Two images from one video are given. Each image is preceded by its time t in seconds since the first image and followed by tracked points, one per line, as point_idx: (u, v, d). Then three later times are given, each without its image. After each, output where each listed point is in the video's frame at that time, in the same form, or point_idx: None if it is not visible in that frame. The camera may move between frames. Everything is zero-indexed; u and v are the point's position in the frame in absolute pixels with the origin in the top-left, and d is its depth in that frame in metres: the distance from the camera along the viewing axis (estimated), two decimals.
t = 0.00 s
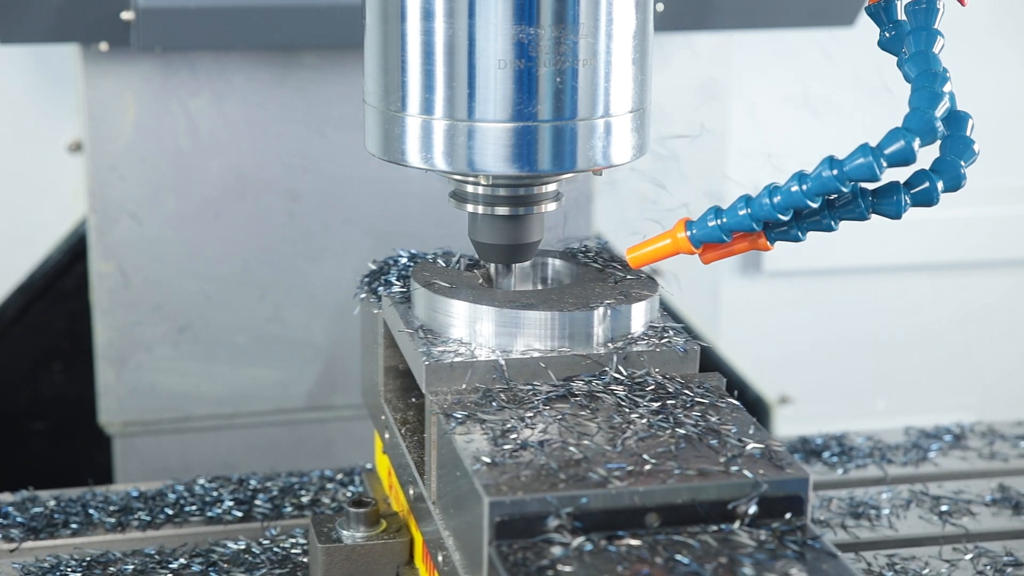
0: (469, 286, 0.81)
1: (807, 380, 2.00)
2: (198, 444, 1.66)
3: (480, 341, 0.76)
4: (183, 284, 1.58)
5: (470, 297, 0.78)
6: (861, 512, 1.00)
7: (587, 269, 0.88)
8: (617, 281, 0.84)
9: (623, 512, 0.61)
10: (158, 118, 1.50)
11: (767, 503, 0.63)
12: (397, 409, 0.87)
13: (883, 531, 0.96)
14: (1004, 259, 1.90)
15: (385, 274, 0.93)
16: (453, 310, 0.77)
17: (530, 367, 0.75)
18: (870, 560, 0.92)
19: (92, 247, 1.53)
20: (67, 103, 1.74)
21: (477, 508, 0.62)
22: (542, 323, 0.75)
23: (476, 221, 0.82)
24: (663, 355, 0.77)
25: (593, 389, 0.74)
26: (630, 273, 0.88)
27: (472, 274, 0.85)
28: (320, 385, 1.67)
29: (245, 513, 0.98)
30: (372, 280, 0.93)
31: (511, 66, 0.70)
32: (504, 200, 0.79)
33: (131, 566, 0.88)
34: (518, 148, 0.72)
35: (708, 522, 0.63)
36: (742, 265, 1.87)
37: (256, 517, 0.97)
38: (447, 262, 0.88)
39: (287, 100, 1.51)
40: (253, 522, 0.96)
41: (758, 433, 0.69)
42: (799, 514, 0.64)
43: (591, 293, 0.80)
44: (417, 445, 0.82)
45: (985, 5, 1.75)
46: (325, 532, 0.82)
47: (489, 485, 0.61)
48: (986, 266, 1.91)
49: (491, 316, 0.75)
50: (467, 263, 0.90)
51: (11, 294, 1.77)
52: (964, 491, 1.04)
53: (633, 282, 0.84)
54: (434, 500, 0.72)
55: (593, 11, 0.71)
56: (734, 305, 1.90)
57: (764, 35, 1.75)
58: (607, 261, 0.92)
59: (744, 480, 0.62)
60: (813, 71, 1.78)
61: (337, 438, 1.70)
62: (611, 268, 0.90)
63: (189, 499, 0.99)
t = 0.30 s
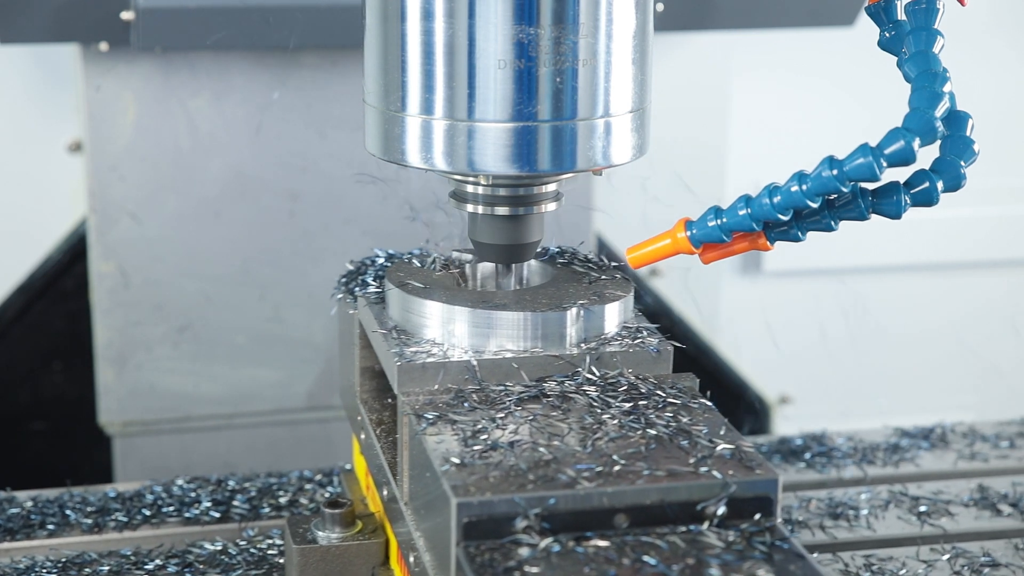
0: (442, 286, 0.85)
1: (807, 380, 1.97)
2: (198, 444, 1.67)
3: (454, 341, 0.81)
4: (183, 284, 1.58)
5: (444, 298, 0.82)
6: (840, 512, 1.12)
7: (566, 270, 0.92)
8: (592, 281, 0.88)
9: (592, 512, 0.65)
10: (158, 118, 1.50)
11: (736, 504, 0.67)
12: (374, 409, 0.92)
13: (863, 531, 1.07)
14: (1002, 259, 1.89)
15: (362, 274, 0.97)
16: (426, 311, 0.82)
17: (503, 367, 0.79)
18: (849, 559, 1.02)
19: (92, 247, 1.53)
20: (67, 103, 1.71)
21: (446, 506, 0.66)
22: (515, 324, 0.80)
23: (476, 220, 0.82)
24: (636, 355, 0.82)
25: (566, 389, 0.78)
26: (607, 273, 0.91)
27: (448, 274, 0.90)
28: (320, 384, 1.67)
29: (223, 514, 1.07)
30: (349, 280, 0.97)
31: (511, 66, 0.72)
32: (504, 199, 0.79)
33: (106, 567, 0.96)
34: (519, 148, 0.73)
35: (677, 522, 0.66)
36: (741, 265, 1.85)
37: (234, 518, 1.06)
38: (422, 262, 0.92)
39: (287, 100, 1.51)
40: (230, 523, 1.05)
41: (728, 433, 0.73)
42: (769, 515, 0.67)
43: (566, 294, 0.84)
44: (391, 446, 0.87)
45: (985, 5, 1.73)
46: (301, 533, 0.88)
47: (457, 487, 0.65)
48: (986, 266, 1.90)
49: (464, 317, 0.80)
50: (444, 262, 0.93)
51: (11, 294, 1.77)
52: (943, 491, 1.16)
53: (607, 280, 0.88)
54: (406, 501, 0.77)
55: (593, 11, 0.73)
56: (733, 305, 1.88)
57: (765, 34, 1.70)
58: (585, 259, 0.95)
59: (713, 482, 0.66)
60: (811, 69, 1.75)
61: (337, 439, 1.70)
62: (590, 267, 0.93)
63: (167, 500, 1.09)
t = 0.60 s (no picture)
0: (418, 289, 0.88)
1: (806, 378, 1.96)
2: (199, 443, 1.66)
3: (431, 344, 0.83)
4: (183, 284, 1.58)
5: (421, 302, 0.84)
6: (824, 517, 1.15)
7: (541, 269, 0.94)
8: (569, 283, 0.90)
9: (565, 519, 0.67)
10: (158, 118, 1.50)
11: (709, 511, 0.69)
12: (352, 414, 0.94)
13: (845, 536, 1.10)
14: (1003, 259, 1.89)
15: (340, 278, 1.01)
16: (404, 315, 0.84)
17: (479, 372, 0.82)
18: (832, 565, 1.05)
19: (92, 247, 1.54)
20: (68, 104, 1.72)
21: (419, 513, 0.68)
22: (492, 328, 0.82)
23: (476, 220, 0.82)
24: (613, 359, 0.84)
25: (542, 395, 0.81)
26: (585, 277, 0.92)
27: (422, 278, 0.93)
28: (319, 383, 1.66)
29: (201, 518, 1.16)
30: (328, 283, 1.01)
31: (511, 66, 0.72)
32: (504, 199, 0.79)
33: (83, 573, 1.04)
34: (518, 148, 0.73)
35: (651, 529, 0.68)
36: (742, 265, 1.84)
37: (211, 523, 1.15)
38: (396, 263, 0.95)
39: (287, 100, 1.51)
40: (207, 529, 1.13)
41: (704, 439, 0.76)
42: (743, 521, 0.70)
43: (544, 299, 0.86)
44: (367, 451, 0.89)
45: (985, 5, 1.73)
46: (278, 540, 0.93)
47: (429, 493, 0.67)
48: (986, 266, 1.90)
49: (442, 321, 0.82)
50: (420, 266, 0.96)
51: (11, 294, 1.61)
52: (927, 496, 1.19)
53: (585, 283, 0.91)
54: (381, 506, 0.79)
55: (593, 11, 0.73)
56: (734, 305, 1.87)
57: (765, 34, 1.69)
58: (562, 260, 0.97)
59: (687, 489, 0.68)
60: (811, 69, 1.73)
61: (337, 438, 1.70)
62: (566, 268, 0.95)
63: (145, 506, 1.20)
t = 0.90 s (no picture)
0: (402, 295, 0.87)
1: (807, 379, 1.95)
2: (199, 444, 1.66)
3: (415, 351, 0.83)
4: (182, 285, 1.58)
5: (404, 309, 0.84)
6: (815, 526, 1.15)
7: (530, 276, 0.94)
8: (555, 290, 0.90)
9: (547, 530, 0.67)
10: (158, 118, 1.50)
11: (694, 521, 0.69)
12: (336, 421, 0.94)
13: (836, 545, 1.10)
14: (1003, 259, 1.89)
15: (325, 283, 1.01)
16: (387, 322, 0.84)
17: (463, 380, 0.82)
18: (822, 573, 1.05)
19: (92, 247, 1.54)
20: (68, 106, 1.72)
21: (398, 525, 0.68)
22: (475, 336, 0.82)
23: (476, 220, 0.82)
24: (598, 367, 0.84)
25: (527, 402, 0.81)
26: (571, 283, 0.92)
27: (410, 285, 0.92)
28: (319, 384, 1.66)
29: (184, 526, 1.17)
30: (313, 289, 1.00)
31: (511, 66, 0.72)
32: (504, 200, 0.79)
33: None
34: (519, 148, 0.73)
35: (635, 540, 0.68)
36: (742, 265, 1.84)
37: (194, 531, 1.16)
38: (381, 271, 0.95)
39: (287, 101, 1.51)
40: (190, 536, 1.14)
41: (689, 448, 0.75)
42: (729, 533, 0.69)
43: (528, 305, 0.86)
44: (350, 460, 0.89)
45: (985, 5, 1.73)
46: (262, 548, 0.94)
47: (409, 504, 0.67)
48: (986, 266, 1.90)
49: (425, 328, 0.82)
50: (406, 271, 0.97)
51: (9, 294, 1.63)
52: (918, 505, 1.19)
53: (570, 289, 0.90)
54: (364, 516, 0.80)
55: (593, 11, 0.73)
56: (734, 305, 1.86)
57: (765, 34, 1.68)
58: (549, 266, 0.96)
59: (673, 500, 0.68)
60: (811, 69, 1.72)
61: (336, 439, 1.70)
62: (554, 275, 0.94)
63: (128, 512, 1.21)
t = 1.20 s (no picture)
0: (397, 302, 0.86)
1: (807, 380, 1.96)
2: (199, 443, 1.67)
3: (408, 360, 0.82)
4: (182, 284, 1.58)
5: (398, 317, 0.83)
6: (815, 535, 1.13)
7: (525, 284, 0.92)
8: (551, 298, 0.88)
9: (542, 544, 0.65)
10: (158, 118, 1.50)
11: (692, 534, 0.67)
12: (330, 429, 0.93)
13: (837, 554, 1.08)
14: (1003, 259, 1.89)
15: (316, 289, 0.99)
16: (381, 331, 0.82)
17: (457, 389, 0.80)
18: None
19: (92, 247, 1.54)
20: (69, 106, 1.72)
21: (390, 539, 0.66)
22: (470, 344, 0.80)
23: (476, 220, 0.82)
24: (596, 376, 0.83)
25: (522, 412, 0.79)
26: (566, 289, 0.91)
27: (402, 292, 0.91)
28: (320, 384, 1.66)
29: (177, 536, 1.10)
30: (305, 295, 1.00)
31: (511, 66, 0.72)
32: (504, 200, 0.79)
33: None
34: (519, 148, 0.73)
35: (632, 554, 0.66)
36: (742, 265, 1.84)
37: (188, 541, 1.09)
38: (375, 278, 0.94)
39: (287, 100, 1.51)
40: (184, 545, 1.08)
41: (688, 459, 0.73)
42: (727, 546, 0.67)
43: (524, 313, 0.85)
44: (344, 469, 0.87)
45: (985, 5, 1.73)
46: (255, 558, 0.92)
47: (402, 517, 0.65)
48: (986, 266, 1.90)
49: (419, 336, 0.81)
50: (399, 278, 0.95)
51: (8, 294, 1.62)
52: (921, 513, 1.19)
53: (566, 297, 0.89)
54: (355, 529, 0.79)
55: (593, 11, 0.73)
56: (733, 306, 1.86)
57: (765, 34, 1.68)
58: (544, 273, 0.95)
59: (670, 512, 0.66)
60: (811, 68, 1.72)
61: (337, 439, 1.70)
62: (549, 283, 0.92)
63: (121, 522, 1.14)
